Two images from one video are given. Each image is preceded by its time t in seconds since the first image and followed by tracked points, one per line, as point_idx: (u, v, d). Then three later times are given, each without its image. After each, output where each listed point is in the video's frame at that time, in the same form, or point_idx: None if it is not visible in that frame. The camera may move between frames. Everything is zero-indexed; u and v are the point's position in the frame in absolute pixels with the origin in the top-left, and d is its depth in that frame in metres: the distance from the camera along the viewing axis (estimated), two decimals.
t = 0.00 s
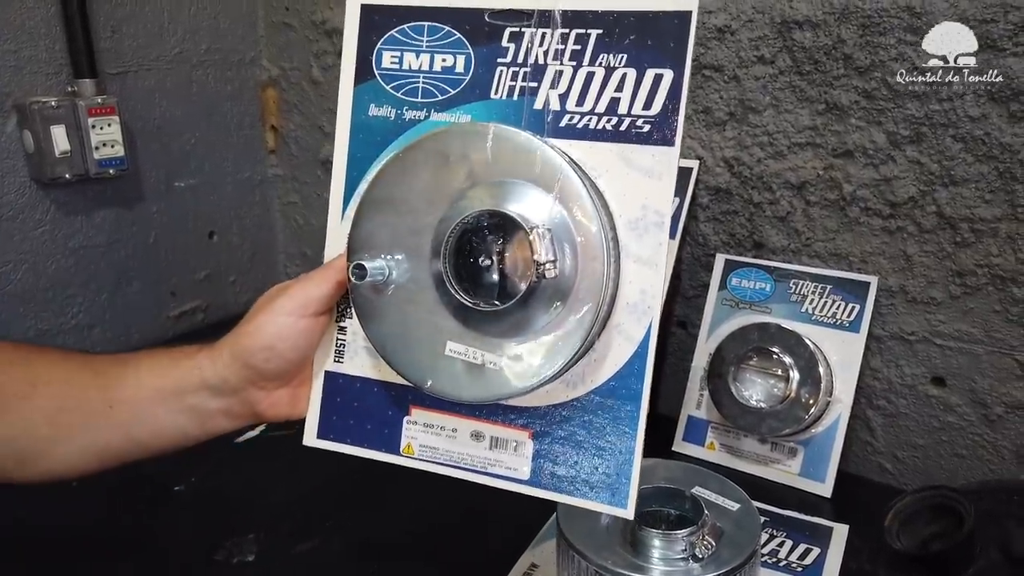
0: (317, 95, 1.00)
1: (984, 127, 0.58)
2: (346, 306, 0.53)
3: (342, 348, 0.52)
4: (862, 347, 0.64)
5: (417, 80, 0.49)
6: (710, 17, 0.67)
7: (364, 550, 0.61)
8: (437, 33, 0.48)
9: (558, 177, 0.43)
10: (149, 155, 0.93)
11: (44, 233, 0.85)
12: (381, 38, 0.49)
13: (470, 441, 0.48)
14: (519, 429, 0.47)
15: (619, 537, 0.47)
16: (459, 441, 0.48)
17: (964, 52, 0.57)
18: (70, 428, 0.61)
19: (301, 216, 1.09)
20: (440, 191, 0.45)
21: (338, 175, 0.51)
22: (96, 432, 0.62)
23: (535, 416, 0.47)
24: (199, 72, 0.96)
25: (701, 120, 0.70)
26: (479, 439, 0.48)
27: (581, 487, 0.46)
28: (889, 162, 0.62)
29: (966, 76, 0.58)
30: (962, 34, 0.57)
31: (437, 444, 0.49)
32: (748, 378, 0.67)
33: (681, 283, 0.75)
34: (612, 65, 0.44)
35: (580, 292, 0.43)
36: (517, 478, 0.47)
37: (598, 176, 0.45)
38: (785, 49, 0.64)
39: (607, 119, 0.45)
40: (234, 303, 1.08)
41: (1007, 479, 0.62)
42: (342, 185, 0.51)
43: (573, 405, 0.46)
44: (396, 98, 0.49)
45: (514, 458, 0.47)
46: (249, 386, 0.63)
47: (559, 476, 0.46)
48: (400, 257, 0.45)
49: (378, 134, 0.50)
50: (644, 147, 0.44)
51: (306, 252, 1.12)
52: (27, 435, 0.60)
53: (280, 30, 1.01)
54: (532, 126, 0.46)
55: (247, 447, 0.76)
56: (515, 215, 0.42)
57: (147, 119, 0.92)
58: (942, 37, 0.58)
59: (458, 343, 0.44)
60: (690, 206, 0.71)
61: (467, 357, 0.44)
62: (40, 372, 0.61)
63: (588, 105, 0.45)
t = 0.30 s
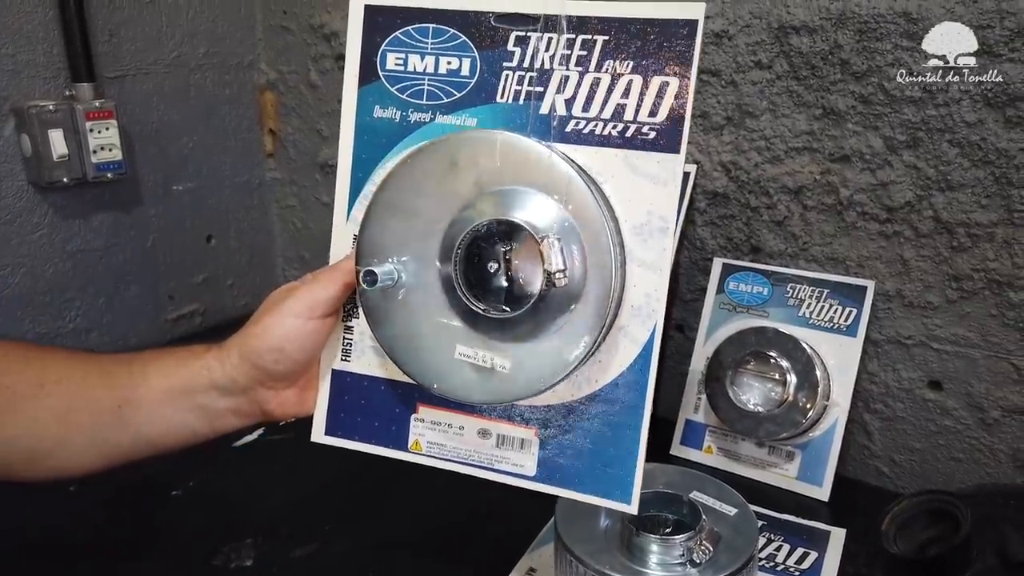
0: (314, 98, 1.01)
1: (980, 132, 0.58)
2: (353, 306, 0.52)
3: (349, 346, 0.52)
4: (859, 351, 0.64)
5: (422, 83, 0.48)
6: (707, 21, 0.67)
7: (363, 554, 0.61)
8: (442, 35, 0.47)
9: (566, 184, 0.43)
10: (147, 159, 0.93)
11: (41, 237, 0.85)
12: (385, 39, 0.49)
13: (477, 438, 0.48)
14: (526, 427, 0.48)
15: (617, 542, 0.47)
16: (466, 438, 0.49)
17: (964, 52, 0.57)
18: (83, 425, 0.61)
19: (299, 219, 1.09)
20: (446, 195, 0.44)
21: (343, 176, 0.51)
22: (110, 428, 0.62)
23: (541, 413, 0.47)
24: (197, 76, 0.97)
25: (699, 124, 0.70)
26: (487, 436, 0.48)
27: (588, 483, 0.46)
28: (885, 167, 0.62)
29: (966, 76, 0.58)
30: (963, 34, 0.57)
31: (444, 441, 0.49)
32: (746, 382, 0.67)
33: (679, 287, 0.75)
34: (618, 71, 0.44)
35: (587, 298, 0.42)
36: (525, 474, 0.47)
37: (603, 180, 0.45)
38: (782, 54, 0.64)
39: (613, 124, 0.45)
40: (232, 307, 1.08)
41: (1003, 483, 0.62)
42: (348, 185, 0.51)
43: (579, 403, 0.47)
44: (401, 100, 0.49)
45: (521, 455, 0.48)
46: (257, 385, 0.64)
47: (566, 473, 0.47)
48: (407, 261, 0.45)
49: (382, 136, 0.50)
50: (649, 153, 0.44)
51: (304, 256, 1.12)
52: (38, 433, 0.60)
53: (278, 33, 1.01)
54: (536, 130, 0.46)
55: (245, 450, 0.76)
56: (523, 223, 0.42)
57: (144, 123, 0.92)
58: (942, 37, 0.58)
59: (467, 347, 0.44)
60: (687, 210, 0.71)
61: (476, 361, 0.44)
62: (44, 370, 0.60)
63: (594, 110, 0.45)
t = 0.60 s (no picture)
0: (311, 99, 1.01)
1: (975, 134, 0.58)
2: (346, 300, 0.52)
3: (343, 340, 0.52)
4: (853, 353, 0.64)
5: (411, 75, 0.48)
6: (702, 23, 0.67)
7: (359, 556, 0.61)
8: (428, 25, 0.47)
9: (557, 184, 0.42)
10: (143, 160, 0.93)
11: (36, 239, 0.84)
12: (371, 29, 0.48)
13: (472, 430, 0.48)
14: (520, 419, 0.48)
15: (611, 545, 0.47)
16: (461, 430, 0.49)
17: (963, 52, 0.57)
18: (80, 420, 0.62)
19: (295, 220, 1.09)
20: (437, 196, 0.44)
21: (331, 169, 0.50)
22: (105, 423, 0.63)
23: (536, 405, 0.47)
24: (193, 77, 0.96)
25: (694, 126, 0.70)
26: (482, 428, 0.48)
27: (582, 474, 0.47)
28: (880, 168, 0.62)
29: (966, 76, 0.57)
30: (963, 34, 0.57)
31: (440, 432, 0.49)
32: (741, 383, 0.67)
33: (674, 288, 0.75)
34: (609, 63, 0.44)
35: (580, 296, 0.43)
36: (520, 466, 0.48)
37: (595, 175, 0.45)
38: (777, 56, 0.65)
39: (604, 118, 0.44)
40: (229, 307, 1.08)
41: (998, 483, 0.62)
42: (337, 180, 0.50)
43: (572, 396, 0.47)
44: (388, 92, 0.48)
45: (516, 446, 0.48)
46: (252, 381, 0.63)
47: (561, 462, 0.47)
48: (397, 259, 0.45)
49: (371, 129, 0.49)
50: (642, 148, 0.44)
51: (300, 256, 1.12)
52: (36, 426, 0.61)
53: (273, 34, 1.01)
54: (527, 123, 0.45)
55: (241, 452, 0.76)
56: (513, 224, 0.42)
57: (140, 124, 0.92)
58: (942, 37, 0.58)
59: (461, 345, 0.44)
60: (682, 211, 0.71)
61: (470, 359, 0.44)
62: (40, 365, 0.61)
63: (585, 102, 0.44)
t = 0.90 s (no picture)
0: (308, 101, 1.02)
1: (970, 138, 0.58)
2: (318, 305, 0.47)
3: (318, 335, 0.47)
4: (849, 357, 0.65)
5: (371, 75, 0.40)
6: (699, 27, 0.68)
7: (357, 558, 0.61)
8: (390, 23, 0.39)
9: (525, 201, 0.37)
10: (142, 163, 0.93)
11: (36, 242, 0.85)
12: (327, 24, 0.40)
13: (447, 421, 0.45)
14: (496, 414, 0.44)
15: (608, 548, 0.47)
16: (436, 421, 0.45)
17: (963, 52, 0.57)
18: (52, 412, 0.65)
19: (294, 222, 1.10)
20: (396, 213, 0.39)
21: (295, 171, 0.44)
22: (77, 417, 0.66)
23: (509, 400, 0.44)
24: (192, 80, 0.97)
25: (691, 129, 0.71)
26: (457, 422, 0.45)
27: (555, 468, 0.44)
28: (876, 172, 0.63)
29: (966, 76, 0.57)
30: (963, 34, 0.57)
31: (417, 423, 0.46)
32: (738, 386, 0.67)
33: (671, 291, 0.75)
34: (582, 74, 0.37)
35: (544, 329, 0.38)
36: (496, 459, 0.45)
37: (566, 189, 0.38)
38: (774, 60, 0.65)
39: (575, 132, 0.38)
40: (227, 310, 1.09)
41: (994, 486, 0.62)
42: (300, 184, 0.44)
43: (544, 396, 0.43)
44: (348, 91, 0.41)
45: (492, 441, 0.45)
46: (230, 377, 0.63)
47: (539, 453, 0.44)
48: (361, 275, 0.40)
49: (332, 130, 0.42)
50: (617, 165, 0.38)
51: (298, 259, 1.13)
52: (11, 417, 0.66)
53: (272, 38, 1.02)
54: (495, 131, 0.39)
55: (241, 454, 0.76)
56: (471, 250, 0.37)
57: (139, 127, 0.92)
58: (942, 37, 0.58)
59: (433, 360, 0.40)
60: (680, 215, 0.72)
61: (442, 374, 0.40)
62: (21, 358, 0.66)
63: (557, 113, 0.38)
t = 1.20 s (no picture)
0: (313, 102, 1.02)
1: (972, 139, 0.59)
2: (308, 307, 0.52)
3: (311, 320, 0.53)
4: (852, 357, 0.65)
5: (349, 74, 0.44)
6: (702, 29, 0.68)
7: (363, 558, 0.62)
8: (363, 23, 0.42)
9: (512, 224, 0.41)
10: (145, 163, 0.94)
11: (39, 243, 0.85)
12: (299, 22, 0.44)
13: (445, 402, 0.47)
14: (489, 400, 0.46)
15: (615, 547, 0.47)
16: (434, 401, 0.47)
17: (964, 52, 0.58)
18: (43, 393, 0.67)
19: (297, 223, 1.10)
20: (383, 225, 0.42)
21: (278, 171, 0.48)
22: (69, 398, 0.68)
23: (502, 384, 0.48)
24: (195, 81, 0.97)
25: (694, 130, 0.71)
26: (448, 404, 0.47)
27: (555, 451, 0.50)
28: (879, 173, 0.63)
29: (966, 76, 0.58)
30: (963, 34, 0.58)
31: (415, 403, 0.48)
32: (741, 386, 0.67)
33: (674, 292, 0.76)
34: (568, 88, 0.40)
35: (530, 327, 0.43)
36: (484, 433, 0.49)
37: (551, 198, 0.43)
38: (777, 61, 0.65)
39: (561, 145, 0.42)
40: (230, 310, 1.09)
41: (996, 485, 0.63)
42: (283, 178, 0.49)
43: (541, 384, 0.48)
44: (327, 90, 0.45)
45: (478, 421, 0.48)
46: (223, 363, 0.66)
47: (543, 444, 0.50)
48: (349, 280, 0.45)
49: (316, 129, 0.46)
50: (603, 182, 0.42)
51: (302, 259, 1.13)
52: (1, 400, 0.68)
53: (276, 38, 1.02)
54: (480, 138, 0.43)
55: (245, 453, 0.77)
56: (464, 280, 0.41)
57: (142, 128, 0.92)
58: (942, 37, 0.58)
59: (422, 360, 0.45)
60: (683, 215, 0.72)
61: (431, 372, 0.46)
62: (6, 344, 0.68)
63: (542, 125, 0.42)
